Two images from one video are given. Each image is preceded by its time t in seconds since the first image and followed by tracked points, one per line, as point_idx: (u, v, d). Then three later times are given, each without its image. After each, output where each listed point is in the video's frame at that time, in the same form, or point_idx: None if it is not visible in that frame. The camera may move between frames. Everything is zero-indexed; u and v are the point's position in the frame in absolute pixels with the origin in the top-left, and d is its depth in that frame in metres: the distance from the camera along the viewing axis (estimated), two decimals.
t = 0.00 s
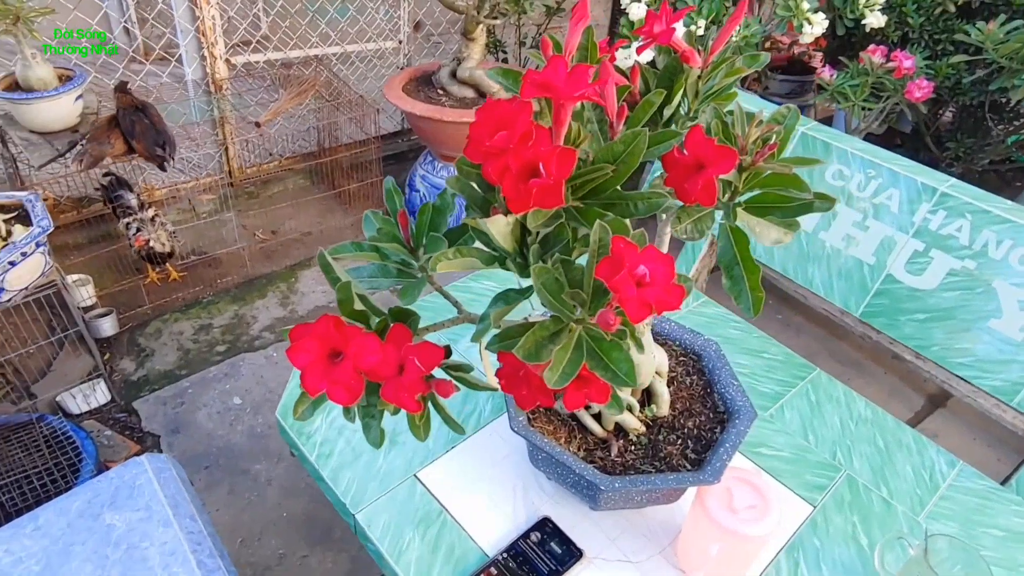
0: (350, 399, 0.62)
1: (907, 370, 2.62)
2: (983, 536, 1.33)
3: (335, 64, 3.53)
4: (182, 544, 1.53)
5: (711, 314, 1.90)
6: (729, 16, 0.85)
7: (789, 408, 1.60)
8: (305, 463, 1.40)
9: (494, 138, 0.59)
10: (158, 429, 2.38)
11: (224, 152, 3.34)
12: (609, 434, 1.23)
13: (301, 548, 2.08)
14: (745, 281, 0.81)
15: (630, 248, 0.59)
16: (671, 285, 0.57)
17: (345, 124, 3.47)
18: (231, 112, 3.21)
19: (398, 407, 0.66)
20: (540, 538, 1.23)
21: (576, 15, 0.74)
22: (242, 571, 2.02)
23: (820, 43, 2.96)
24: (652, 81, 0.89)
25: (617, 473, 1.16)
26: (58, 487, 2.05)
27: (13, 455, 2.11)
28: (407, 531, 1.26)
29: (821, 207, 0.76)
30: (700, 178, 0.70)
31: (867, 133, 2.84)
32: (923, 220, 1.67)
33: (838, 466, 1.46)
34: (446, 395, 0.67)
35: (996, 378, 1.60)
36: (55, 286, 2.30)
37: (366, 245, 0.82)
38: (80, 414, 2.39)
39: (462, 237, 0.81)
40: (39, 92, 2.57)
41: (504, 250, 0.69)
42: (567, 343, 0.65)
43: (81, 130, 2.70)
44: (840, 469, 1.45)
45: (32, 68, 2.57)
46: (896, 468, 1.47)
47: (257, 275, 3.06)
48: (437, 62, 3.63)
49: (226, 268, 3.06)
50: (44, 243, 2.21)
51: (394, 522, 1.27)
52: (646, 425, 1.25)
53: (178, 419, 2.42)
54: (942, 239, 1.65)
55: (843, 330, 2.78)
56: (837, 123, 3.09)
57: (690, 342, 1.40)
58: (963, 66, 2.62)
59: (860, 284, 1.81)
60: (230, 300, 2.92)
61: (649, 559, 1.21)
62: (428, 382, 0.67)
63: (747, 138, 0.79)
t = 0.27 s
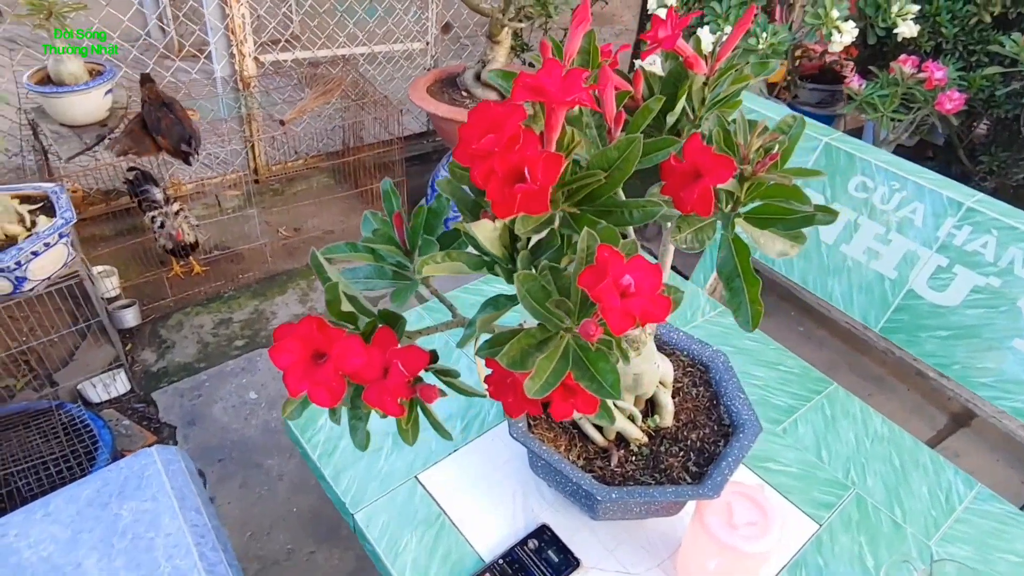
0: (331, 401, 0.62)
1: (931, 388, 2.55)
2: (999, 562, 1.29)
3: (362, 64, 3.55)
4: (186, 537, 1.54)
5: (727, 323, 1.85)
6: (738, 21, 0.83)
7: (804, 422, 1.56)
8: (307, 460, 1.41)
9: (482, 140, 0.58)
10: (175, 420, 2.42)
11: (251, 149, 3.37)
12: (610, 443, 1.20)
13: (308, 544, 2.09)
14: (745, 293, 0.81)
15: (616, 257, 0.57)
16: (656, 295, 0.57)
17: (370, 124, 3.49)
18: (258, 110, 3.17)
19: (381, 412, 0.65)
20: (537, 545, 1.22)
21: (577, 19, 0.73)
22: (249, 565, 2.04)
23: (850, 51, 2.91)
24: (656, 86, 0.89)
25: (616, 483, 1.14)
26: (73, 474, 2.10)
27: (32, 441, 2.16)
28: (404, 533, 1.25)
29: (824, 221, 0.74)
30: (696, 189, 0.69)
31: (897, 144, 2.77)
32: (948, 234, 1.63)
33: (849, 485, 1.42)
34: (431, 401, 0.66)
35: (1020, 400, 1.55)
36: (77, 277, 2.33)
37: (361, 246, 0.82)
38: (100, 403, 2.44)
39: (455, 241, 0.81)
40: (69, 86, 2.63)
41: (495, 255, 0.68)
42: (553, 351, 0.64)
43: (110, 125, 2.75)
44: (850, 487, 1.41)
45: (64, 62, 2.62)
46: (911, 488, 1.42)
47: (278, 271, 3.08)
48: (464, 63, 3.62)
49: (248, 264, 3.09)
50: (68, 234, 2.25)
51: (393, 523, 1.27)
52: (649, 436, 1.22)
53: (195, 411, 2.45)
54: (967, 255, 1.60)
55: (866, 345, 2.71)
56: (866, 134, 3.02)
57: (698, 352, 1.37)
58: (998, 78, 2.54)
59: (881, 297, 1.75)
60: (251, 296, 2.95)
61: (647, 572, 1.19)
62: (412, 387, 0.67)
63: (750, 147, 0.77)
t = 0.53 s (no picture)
0: (312, 406, 0.61)
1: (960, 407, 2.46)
2: None
3: (390, 64, 3.56)
4: (190, 531, 1.55)
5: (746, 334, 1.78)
6: (753, 23, 0.80)
7: (819, 438, 1.51)
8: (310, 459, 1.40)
9: (472, 140, 0.56)
10: (192, 414, 2.44)
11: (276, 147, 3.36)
12: (614, 455, 1.17)
13: (318, 542, 2.09)
14: (750, 307, 0.78)
15: (606, 265, 0.54)
16: (648, 305, 0.54)
17: (395, 125, 3.49)
18: (286, 108, 3.21)
19: (364, 417, 0.64)
20: (537, 554, 1.18)
21: (581, 18, 0.71)
22: (257, 561, 2.04)
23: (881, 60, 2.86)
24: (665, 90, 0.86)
25: (618, 495, 1.11)
26: (89, 464, 2.12)
27: (51, 429, 2.19)
28: (403, 537, 1.24)
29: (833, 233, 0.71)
30: (697, 197, 0.66)
31: (930, 156, 2.69)
32: (977, 250, 1.56)
33: (858, 505, 1.37)
34: (415, 407, 0.65)
35: None
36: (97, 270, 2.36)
37: (356, 248, 0.81)
38: (120, 395, 2.47)
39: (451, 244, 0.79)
40: (98, 80, 2.68)
41: (481, 260, 0.65)
42: (542, 361, 0.61)
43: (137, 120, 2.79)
44: (860, 508, 1.37)
45: (95, 58, 2.67)
46: (928, 509, 1.38)
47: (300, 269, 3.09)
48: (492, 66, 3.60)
49: (271, 261, 3.11)
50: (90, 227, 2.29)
51: (392, 527, 1.25)
52: (654, 448, 1.19)
53: (212, 405, 2.47)
54: (996, 272, 1.54)
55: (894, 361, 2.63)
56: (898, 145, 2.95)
57: (709, 364, 1.33)
58: None
59: (904, 314, 1.70)
60: (272, 293, 2.97)
61: None
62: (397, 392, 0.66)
63: (757, 155, 0.74)
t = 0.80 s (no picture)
0: (290, 414, 0.59)
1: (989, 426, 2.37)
2: None
3: (415, 64, 3.56)
4: (192, 526, 1.57)
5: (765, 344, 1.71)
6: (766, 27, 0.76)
7: (836, 454, 1.46)
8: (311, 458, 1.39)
9: (459, 145, 0.55)
10: (206, 407, 2.45)
11: (300, 145, 3.38)
12: (616, 467, 1.14)
13: (324, 539, 2.08)
14: (754, 324, 0.75)
15: (593, 280, 0.52)
16: (635, 323, 0.52)
17: (419, 124, 3.49)
18: (311, 107, 3.22)
19: (344, 428, 0.63)
20: (533, 566, 1.18)
21: (583, 20, 0.69)
22: (263, 555, 2.04)
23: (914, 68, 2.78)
24: (674, 95, 0.82)
25: (616, 510, 1.09)
26: (103, 453, 2.15)
27: (67, 417, 2.22)
28: (400, 541, 1.23)
29: (841, 250, 0.68)
30: (696, 208, 0.63)
31: (964, 167, 2.60)
32: (1009, 266, 1.42)
33: (872, 527, 1.33)
34: (397, 418, 0.63)
35: None
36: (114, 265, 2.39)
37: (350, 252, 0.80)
38: (137, 385, 2.49)
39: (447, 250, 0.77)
40: (126, 76, 2.71)
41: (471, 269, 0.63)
42: (527, 377, 0.59)
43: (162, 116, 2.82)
44: (874, 530, 1.32)
45: (123, 54, 2.70)
46: (946, 534, 1.32)
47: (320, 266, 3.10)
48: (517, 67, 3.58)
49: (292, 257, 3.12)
50: (111, 221, 2.32)
51: (389, 532, 1.24)
52: (657, 462, 1.16)
53: (226, 399, 2.48)
54: None
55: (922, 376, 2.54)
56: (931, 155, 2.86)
57: (719, 377, 1.30)
58: None
59: (930, 331, 1.60)
60: (291, 289, 2.98)
61: None
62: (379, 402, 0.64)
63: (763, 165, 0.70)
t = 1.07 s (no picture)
0: (255, 427, 0.59)
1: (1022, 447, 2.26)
2: None
3: (439, 64, 3.55)
4: (192, 520, 1.59)
5: (782, 355, 1.66)
6: (773, 35, 0.71)
7: (850, 471, 1.41)
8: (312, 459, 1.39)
9: (429, 158, 0.53)
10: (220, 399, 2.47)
11: (323, 141, 3.40)
12: (612, 481, 1.12)
13: (329, 534, 2.07)
14: (748, 346, 0.71)
15: (563, 302, 0.50)
16: (605, 348, 0.50)
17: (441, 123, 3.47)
18: (335, 105, 3.27)
19: (310, 443, 0.62)
20: None
21: (576, 27, 0.66)
22: (267, 548, 2.04)
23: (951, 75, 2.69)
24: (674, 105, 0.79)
25: (609, 527, 1.07)
26: (117, 441, 2.18)
27: (84, 404, 2.25)
28: (392, 547, 1.21)
29: (840, 274, 0.64)
30: (684, 226, 0.60)
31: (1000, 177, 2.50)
32: None
33: (882, 552, 1.27)
34: (365, 435, 0.62)
35: None
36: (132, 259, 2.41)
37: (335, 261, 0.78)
38: (155, 374, 2.53)
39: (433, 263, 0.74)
40: (154, 73, 2.74)
41: (447, 283, 0.62)
42: (497, 399, 0.57)
43: (188, 112, 2.83)
44: (883, 556, 1.27)
45: (150, 50, 2.74)
46: (964, 560, 1.27)
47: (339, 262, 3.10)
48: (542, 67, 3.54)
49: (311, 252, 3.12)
50: (131, 214, 2.35)
51: (381, 536, 1.23)
52: (654, 478, 1.14)
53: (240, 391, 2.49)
54: None
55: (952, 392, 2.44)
56: (965, 164, 2.75)
57: (724, 392, 1.26)
58: None
59: (953, 348, 1.43)
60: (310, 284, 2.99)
61: None
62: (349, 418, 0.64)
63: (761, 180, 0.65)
